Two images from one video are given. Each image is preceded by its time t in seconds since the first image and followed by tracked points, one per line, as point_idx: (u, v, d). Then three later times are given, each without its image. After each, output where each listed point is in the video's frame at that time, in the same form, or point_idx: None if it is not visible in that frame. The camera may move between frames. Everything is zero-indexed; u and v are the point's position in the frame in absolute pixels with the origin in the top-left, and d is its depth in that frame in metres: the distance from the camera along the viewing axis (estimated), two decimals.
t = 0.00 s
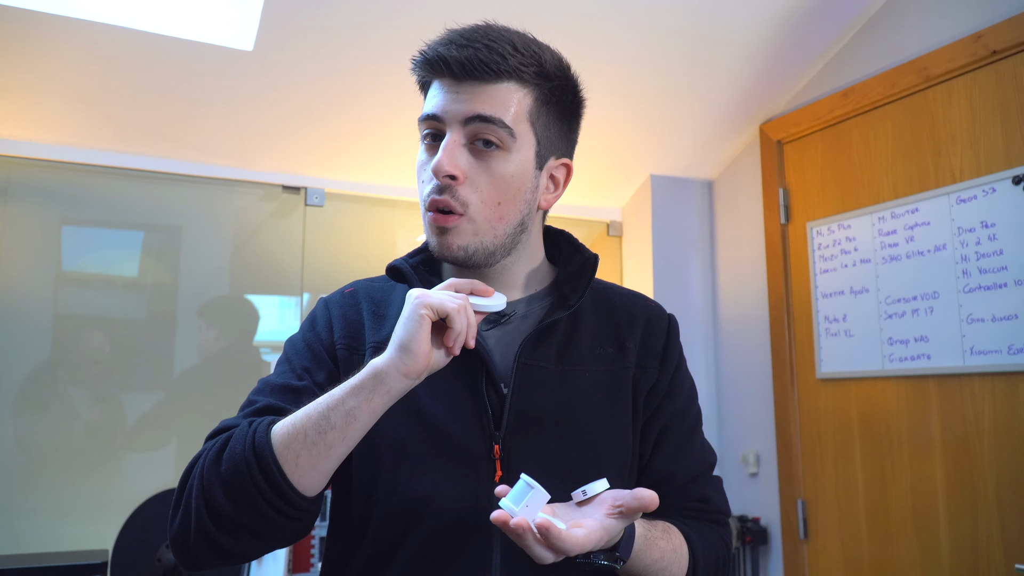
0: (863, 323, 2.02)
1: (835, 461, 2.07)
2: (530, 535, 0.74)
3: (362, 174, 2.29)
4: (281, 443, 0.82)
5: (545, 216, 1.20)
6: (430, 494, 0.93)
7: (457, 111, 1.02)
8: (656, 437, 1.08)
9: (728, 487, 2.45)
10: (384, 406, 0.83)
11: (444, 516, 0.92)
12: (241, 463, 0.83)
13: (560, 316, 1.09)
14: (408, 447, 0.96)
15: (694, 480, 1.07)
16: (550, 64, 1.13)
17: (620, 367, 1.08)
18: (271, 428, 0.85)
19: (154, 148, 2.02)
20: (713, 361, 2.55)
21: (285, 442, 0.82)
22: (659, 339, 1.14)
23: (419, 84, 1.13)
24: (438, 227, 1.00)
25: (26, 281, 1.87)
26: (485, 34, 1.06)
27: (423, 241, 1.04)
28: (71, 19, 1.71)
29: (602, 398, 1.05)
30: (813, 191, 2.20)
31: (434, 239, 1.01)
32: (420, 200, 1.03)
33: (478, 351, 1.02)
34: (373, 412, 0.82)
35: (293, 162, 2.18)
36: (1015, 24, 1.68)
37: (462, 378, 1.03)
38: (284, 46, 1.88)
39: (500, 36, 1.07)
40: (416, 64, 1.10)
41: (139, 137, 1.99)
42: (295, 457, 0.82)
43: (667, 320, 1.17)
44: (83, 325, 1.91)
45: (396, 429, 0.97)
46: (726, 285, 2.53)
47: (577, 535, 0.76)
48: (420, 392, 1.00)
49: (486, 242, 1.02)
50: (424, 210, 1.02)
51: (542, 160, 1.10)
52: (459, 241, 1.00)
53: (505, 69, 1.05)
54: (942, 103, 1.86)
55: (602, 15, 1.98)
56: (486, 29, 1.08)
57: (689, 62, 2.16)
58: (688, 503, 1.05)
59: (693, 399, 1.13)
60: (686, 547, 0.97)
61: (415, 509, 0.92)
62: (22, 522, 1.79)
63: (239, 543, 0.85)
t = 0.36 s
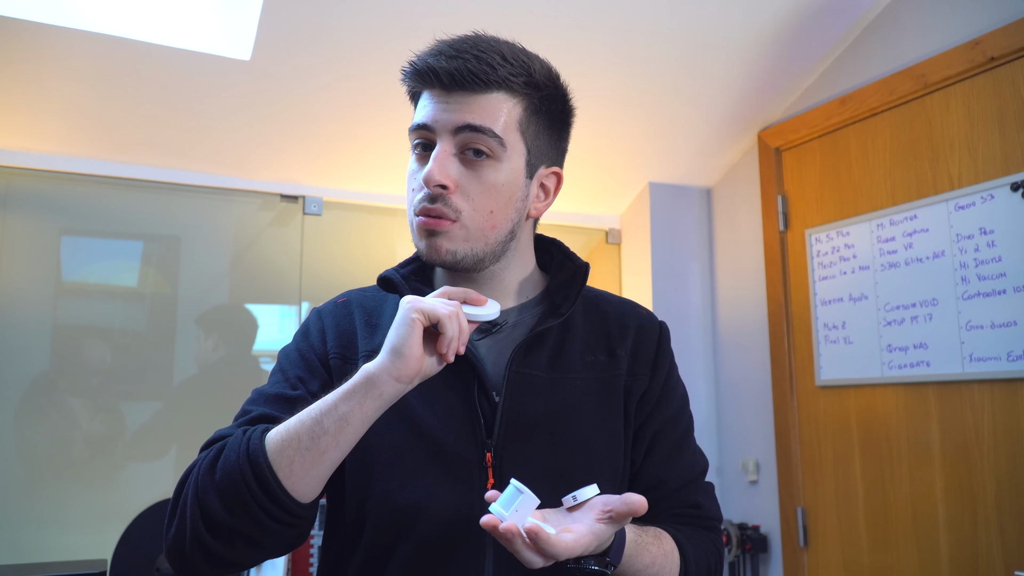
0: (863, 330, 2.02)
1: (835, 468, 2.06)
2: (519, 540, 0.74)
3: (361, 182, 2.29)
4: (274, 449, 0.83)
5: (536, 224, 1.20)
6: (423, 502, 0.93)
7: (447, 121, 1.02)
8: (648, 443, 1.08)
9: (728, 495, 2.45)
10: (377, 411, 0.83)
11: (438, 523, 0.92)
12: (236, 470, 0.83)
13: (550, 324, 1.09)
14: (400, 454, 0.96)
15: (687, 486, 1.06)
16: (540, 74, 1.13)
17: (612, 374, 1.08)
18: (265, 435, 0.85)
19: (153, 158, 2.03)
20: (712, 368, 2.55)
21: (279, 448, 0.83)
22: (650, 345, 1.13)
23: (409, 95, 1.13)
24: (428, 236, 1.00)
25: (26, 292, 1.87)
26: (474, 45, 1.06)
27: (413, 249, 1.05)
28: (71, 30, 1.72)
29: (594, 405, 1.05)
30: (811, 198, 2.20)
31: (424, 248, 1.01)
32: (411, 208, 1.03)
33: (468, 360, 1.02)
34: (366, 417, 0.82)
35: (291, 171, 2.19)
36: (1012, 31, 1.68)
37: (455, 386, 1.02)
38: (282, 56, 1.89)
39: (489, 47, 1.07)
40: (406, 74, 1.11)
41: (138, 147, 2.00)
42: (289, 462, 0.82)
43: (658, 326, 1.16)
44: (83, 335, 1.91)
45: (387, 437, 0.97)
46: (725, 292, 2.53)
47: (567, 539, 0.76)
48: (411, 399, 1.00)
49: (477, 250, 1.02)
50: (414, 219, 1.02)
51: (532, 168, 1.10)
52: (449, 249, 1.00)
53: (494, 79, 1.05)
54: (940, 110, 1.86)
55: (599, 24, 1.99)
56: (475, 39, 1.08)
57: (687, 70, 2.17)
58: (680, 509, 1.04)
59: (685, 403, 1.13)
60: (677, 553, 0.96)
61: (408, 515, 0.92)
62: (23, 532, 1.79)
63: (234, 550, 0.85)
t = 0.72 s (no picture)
0: (862, 333, 2.02)
1: (835, 472, 2.06)
2: (508, 536, 0.73)
3: (360, 186, 2.30)
4: (246, 448, 0.82)
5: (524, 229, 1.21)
6: (411, 504, 0.93)
7: (441, 123, 1.03)
8: (635, 445, 1.09)
9: (728, 498, 2.45)
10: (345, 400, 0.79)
11: (425, 525, 0.93)
12: (210, 475, 0.83)
13: (538, 327, 1.09)
14: (387, 457, 0.96)
15: (673, 486, 1.06)
16: (530, 77, 1.14)
17: (598, 376, 1.08)
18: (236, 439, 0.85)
19: (153, 163, 2.04)
20: (712, 371, 2.55)
21: (250, 446, 0.81)
22: (635, 348, 1.14)
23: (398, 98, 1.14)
24: (423, 235, 1.00)
25: (27, 297, 1.88)
26: (465, 50, 1.08)
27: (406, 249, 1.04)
28: (72, 36, 1.72)
29: (580, 407, 1.06)
30: (811, 200, 2.20)
31: (418, 248, 1.01)
32: (404, 208, 1.02)
33: (457, 362, 1.03)
34: (332, 407, 0.78)
35: (291, 175, 2.20)
36: (1012, 32, 1.68)
37: (443, 388, 1.03)
38: (281, 61, 1.90)
39: (480, 52, 1.09)
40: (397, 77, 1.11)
41: (139, 152, 2.00)
42: (262, 460, 0.81)
43: (643, 329, 1.17)
44: (85, 340, 1.92)
45: (375, 438, 0.97)
46: (725, 295, 2.53)
47: (554, 536, 0.76)
48: (397, 401, 1.00)
49: (471, 250, 1.03)
50: (408, 218, 1.02)
51: (523, 171, 1.11)
52: (444, 249, 1.01)
53: (486, 83, 1.06)
54: (939, 112, 1.86)
55: (597, 28, 1.99)
56: (466, 44, 1.09)
57: (685, 73, 2.17)
58: (666, 509, 1.04)
59: (671, 405, 1.14)
60: (664, 552, 0.96)
61: (396, 517, 0.93)
62: (26, 537, 1.80)
63: (221, 553, 0.85)
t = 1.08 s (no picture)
0: (864, 333, 2.01)
1: (837, 472, 2.06)
2: (495, 538, 0.75)
3: (361, 188, 2.30)
4: (209, 497, 0.83)
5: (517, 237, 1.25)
6: (392, 504, 0.95)
7: (448, 144, 1.05)
8: (611, 455, 1.13)
9: (730, 498, 2.45)
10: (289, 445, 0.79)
11: (404, 526, 0.95)
12: (183, 523, 0.84)
13: (521, 337, 1.11)
14: (370, 459, 0.98)
15: (646, 498, 1.12)
16: (528, 92, 1.16)
17: (578, 388, 1.11)
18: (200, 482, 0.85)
19: (155, 164, 2.04)
20: (714, 371, 2.55)
21: (212, 497, 0.82)
22: (616, 361, 1.17)
23: (397, 110, 1.14)
24: (431, 255, 1.04)
25: (30, 298, 1.88)
26: (467, 68, 1.09)
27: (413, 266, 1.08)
28: (73, 39, 1.73)
29: (559, 416, 1.08)
30: (812, 200, 2.20)
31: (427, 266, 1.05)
32: (411, 227, 1.06)
33: (441, 369, 1.03)
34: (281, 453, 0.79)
35: (291, 177, 2.20)
36: (1013, 32, 1.68)
37: (427, 394, 1.04)
38: (281, 62, 1.91)
39: (481, 69, 1.10)
40: (398, 91, 1.12)
41: (142, 154, 2.01)
42: (245, 490, 0.81)
43: (626, 342, 1.21)
44: (88, 342, 1.92)
45: (357, 441, 0.98)
46: (726, 295, 2.53)
47: (539, 540, 0.77)
48: (381, 404, 1.01)
49: (477, 267, 1.08)
50: (417, 238, 1.05)
51: (521, 186, 1.15)
52: (452, 268, 1.05)
53: (490, 102, 1.08)
54: (941, 112, 1.86)
55: (596, 28, 2.00)
56: (466, 61, 1.10)
57: (686, 74, 2.17)
58: (638, 521, 1.10)
59: (648, 418, 1.18)
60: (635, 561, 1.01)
61: (376, 517, 0.95)
62: (30, 538, 1.80)
63: None
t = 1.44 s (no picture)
0: (869, 332, 2.01)
1: (842, 472, 2.05)
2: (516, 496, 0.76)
3: (364, 189, 2.30)
4: (250, 488, 0.86)
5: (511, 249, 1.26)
6: (376, 500, 0.97)
7: (446, 155, 1.07)
8: (593, 459, 1.13)
9: (735, 499, 2.44)
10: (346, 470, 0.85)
11: (385, 519, 0.96)
12: (204, 498, 0.86)
13: (510, 346, 1.12)
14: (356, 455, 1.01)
15: (630, 500, 1.11)
16: (522, 108, 1.18)
17: (564, 396, 1.12)
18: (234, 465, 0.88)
19: (160, 165, 2.05)
20: (718, 371, 2.54)
21: (255, 490, 0.86)
22: (602, 372, 1.19)
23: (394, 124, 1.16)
24: (429, 261, 1.05)
25: (36, 299, 1.89)
26: (464, 83, 1.11)
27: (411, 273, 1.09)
28: (78, 40, 1.74)
29: (545, 422, 1.09)
30: (816, 200, 2.20)
31: (424, 272, 1.06)
32: (410, 235, 1.06)
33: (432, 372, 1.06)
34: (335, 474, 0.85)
35: (295, 177, 2.21)
36: (1016, 30, 1.67)
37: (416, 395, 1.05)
38: (284, 63, 1.91)
39: (478, 84, 1.12)
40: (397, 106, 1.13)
41: (146, 155, 2.02)
42: (287, 497, 0.86)
43: (613, 358, 1.22)
44: (94, 342, 1.93)
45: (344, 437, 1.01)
46: (730, 294, 2.53)
47: (556, 502, 0.80)
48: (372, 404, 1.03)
49: (473, 273, 1.08)
50: (415, 244, 1.06)
51: (515, 195, 1.16)
52: (450, 275, 1.05)
53: (486, 115, 1.10)
54: (945, 110, 1.85)
55: (599, 28, 2.00)
56: (463, 76, 1.13)
57: (689, 73, 2.17)
58: (623, 521, 1.09)
59: (631, 426, 1.18)
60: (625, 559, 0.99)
61: (358, 512, 0.97)
62: (38, 539, 1.81)
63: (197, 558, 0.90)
